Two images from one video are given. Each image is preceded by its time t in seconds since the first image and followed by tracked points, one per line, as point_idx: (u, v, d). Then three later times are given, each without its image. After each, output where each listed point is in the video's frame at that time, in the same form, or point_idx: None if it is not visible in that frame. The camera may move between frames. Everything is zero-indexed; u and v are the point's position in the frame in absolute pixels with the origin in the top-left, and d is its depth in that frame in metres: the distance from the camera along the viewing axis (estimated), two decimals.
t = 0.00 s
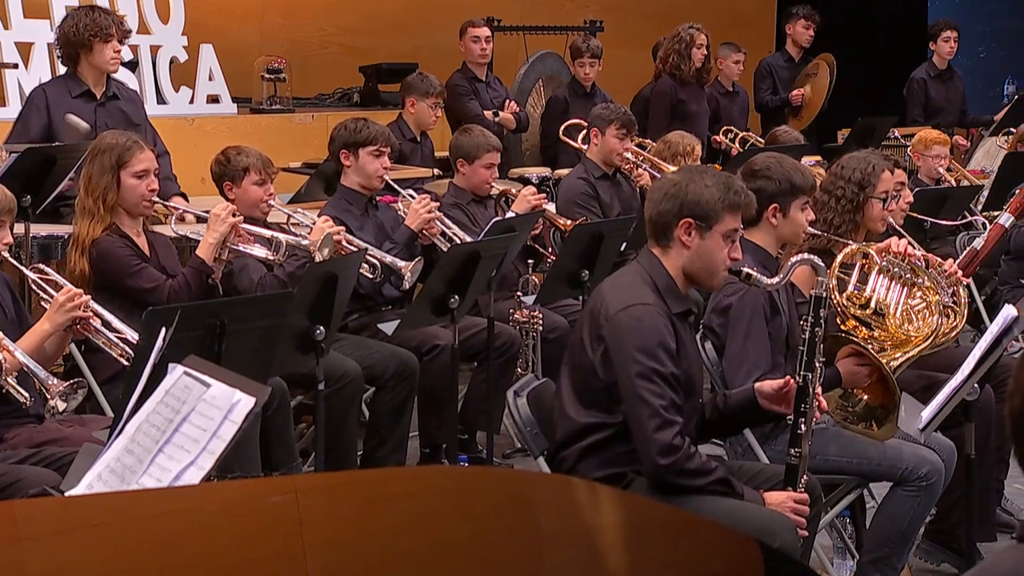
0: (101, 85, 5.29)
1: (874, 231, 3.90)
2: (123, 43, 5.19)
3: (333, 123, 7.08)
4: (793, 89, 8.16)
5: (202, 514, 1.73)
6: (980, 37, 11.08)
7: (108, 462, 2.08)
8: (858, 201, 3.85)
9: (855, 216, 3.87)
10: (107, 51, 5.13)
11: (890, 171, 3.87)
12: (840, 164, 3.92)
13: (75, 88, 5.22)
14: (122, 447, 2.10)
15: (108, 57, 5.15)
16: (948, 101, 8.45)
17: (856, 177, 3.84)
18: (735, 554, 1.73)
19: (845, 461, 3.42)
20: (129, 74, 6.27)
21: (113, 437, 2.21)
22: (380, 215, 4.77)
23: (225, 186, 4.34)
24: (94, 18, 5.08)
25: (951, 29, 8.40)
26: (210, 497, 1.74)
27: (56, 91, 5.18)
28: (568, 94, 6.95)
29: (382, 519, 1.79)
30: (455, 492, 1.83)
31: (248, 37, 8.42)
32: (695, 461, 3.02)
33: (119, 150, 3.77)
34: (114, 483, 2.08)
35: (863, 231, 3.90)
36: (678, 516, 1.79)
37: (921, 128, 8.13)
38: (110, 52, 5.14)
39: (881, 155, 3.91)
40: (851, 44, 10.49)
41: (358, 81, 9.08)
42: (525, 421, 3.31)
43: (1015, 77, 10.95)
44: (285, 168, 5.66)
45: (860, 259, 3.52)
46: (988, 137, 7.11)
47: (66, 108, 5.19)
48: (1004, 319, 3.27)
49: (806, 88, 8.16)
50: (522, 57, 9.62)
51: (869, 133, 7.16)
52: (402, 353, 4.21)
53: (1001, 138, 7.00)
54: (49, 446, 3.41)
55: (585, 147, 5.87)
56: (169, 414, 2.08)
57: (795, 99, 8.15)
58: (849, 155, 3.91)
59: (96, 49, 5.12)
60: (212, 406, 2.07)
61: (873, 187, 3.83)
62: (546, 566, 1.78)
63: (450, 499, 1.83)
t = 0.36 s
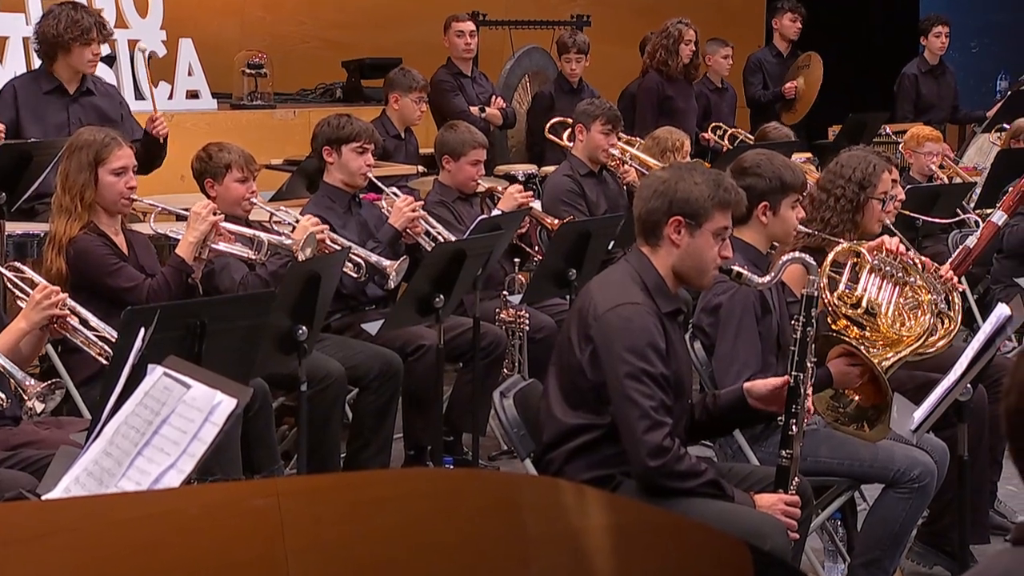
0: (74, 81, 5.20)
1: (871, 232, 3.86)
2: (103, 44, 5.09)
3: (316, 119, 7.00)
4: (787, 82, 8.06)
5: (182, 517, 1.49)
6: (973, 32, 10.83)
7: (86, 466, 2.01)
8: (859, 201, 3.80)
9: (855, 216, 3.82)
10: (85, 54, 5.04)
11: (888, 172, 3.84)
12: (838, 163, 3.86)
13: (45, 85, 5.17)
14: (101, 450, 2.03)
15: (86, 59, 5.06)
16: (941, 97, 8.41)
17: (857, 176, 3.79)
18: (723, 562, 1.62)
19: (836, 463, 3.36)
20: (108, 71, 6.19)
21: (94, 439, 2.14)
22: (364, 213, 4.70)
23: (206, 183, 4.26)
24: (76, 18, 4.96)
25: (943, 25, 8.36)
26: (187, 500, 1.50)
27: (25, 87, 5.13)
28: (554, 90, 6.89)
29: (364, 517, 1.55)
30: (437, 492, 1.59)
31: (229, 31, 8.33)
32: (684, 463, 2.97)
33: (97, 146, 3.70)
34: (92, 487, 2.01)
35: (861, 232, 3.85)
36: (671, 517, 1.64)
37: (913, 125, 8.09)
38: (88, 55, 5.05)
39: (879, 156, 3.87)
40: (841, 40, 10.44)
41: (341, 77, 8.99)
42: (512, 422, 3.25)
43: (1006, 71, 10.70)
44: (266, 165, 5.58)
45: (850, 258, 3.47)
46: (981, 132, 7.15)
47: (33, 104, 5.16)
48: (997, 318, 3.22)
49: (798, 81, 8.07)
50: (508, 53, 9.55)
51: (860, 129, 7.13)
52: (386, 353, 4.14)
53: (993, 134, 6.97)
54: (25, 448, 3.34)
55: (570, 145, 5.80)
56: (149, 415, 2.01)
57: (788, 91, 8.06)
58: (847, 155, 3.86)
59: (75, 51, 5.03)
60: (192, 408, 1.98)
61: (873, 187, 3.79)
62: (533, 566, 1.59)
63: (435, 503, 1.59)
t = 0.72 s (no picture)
0: (47, 80, 5.11)
1: (850, 228, 3.80)
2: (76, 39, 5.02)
3: (294, 115, 6.93)
4: (773, 83, 8.05)
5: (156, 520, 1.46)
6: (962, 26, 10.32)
7: (60, 469, 1.94)
8: (834, 197, 3.76)
9: (832, 212, 3.78)
10: (58, 48, 4.97)
11: (865, 166, 3.77)
12: (813, 159, 3.82)
13: (17, 84, 5.09)
14: (75, 453, 1.96)
15: (58, 54, 4.98)
16: (928, 93, 8.38)
17: (831, 172, 3.75)
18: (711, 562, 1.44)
19: (824, 464, 3.31)
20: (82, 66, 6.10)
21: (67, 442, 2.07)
22: (344, 210, 4.64)
23: (183, 180, 4.19)
24: (48, 12, 4.89)
25: (930, 20, 8.33)
26: (164, 504, 1.46)
27: None
28: (537, 85, 6.84)
29: (344, 518, 1.49)
30: (419, 491, 1.50)
31: (206, 26, 8.24)
32: (671, 465, 2.91)
33: (71, 143, 3.63)
34: (66, 490, 1.94)
35: (840, 228, 3.80)
36: (667, 522, 1.48)
37: (901, 122, 8.06)
38: (61, 49, 4.97)
39: (856, 151, 3.81)
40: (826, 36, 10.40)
41: (320, 72, 8.91)
42: (495, 424, 3.19)
43: (995, 69, 10.33)
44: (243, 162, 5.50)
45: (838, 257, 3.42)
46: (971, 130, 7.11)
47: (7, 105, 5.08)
48: (987, 317, 3.17)
49: (784, 82, 8.03)
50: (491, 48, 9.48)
51: (848, 126, 7.09)
52: (366, 353, 4.07)
53: (983, 131, 6.95)
54: None
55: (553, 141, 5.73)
56: (124, 418, 1.94)
57: (774, 93, 8.04)
58: (824, 151, 3.81)
59: (47, 45, 4.96)
60: (169, 409, 1.92)
61: (849, 182, 3.74)
62: (514, 566, 1.46)
63: (420, 506, 1.50)
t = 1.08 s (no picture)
0: (21, 75, 5.02)
1: (832, 223, 3.74)
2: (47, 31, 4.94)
3: (274, 111, 6.86)
4: (760, 76, 7.99)
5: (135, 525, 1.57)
6: (955, 21, 10.29)
7: (35, 471, 1.88)
8: (816, 193, 3.69)
9: (814, 209, 3.70)
10: (32, 41, 4.88)
11: (843, 161, 3.74)
12: (791, 156, 3.75)
13: None
14: (51, 455, 1.89)
15: (32, 47, 4.89)
16: (920, 88, 8.34)
17: (812, 168, 3.67)
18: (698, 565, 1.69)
19: (814, 466, 3.27)
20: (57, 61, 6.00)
21: (43, 442, 2.00)
22: (325, 208, 4.57)
23: (162, 177, 4.11)
24: (18, 5, 4.81)
25: (921, 14, 8.29)
26: (145, 510, 1.57)
27: None
28: (522, 81, 6.78)
29: (327, 520, 1.61)
30: (401, 493, 1.64)
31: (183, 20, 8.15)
32: (659, 467, 2.85)
33: (47, 139, 3.57)
34: (42, 493, 1.87)
35: (821, 224, 3.72)
36: (652, 525, 1.70)
37: (892, 117, 8.02)
38: (34, 42, 4.89)
39: (833, 146, 3.76)
40: (815, 30, 10.34)
41: (301, 67, 8.82)
42: (480, 424, 3.13)
43: (987, 64, 10.27)
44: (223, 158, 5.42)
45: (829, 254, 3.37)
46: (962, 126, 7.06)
47: None
48: (979, 316, 3.12)
49: (772, 74, 8.00)
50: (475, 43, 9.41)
51: (838, 122, 7.06)
52: (349, 353, 4.01)
53: (974, 127, 6.91)
54: None
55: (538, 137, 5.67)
56: (102, 419, 1.86)
57: (762, 86, 7.98)
58: (801, 147, 3.74)
59: (20, 40, 4.86)
60: (148, 411, 1.84)
61: (830, 177, 3.67)
62: (499, 564, 1.66)
63: (401, 508, 1.64)
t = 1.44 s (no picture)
0: None
1: (815, 219, 3.67)
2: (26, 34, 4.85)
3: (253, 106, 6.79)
4: (749, 71, 7.92)
5: (114, 530, 1.58)
6: (945, 15, 10.25)
7: (11, 474, 1.85)
8: (797, 189, 3.64)
9: (795, 206, 3.65)
10: (10, 47, 4.79)
11: (824, 156, 3.68)
12: (772, 153, 3.71)
13: None
14: (27, 458, 1.86)
15: (11, 54, 4.81)
16: (909, 83, 8.30)
17: (791, 165, 3.63)
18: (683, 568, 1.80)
19: (804, 467, 3.22)
20: (32, 56, 5.91)
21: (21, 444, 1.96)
22: (306, 206, 4.50)
23: (138, 175, 4.03)
24: None
25: (911, 8, 8.25)
26: (130, 514, 1.59)
27: None
28: (507, 76, 6.72)
29: (309, 523, 1.66)
30: (384, 497, 1.70)
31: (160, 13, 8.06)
32: (646, 469, 2.80)
33: (21, 135, 3.51)
34: (18, 497, 1.85)
35: (803, 221, 3.67)
36: (640, 529, 1.80)
37: (882, 112, 7.97)
38: (13, 48, 4.80)
39: (814, 142, 3.71)
40: (803, 25, 10.30)
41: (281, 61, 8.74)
42: (464, 425, 3.05)
43: (978, 59, 10.25)
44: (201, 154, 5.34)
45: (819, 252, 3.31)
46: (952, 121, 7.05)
47: None
48: (971, 315, 3.06)
49: (760, 69, 7.94)
50: (458, 37, 9.33)
51: (827, 118, 7.01)
52: (330, 353, 3.93)
53: (965, 123, 6.90)
54: None
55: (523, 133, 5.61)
56: (78, 421, 1.83)
57: (750, 81, 7.92)
58: (781, 144, 3.70)
59: None
60: (124, 412, 1.80)
61: (810, 173, 3.62)
62: (483, 565, 1.73)
63: (386, 509, 1.70)
